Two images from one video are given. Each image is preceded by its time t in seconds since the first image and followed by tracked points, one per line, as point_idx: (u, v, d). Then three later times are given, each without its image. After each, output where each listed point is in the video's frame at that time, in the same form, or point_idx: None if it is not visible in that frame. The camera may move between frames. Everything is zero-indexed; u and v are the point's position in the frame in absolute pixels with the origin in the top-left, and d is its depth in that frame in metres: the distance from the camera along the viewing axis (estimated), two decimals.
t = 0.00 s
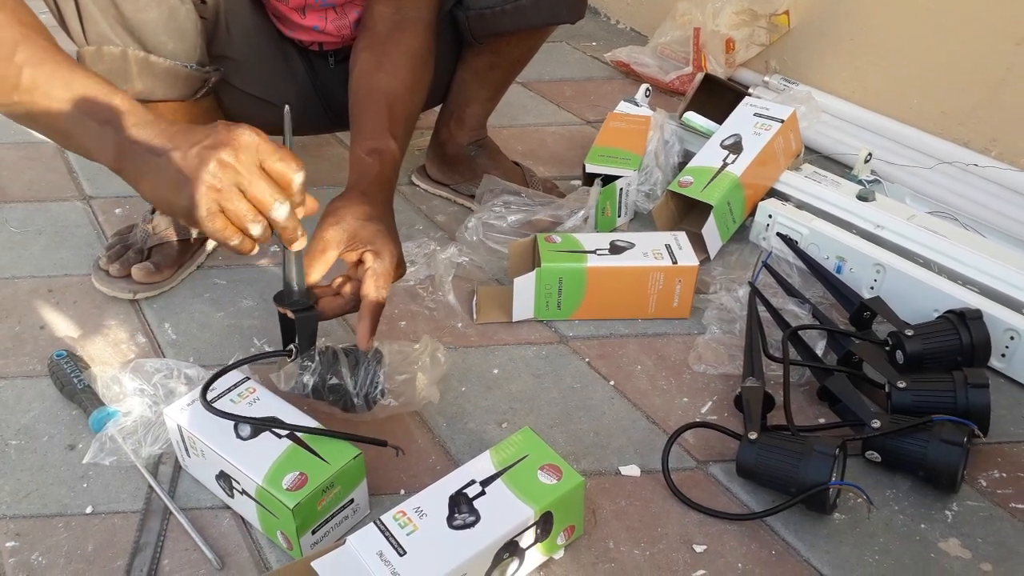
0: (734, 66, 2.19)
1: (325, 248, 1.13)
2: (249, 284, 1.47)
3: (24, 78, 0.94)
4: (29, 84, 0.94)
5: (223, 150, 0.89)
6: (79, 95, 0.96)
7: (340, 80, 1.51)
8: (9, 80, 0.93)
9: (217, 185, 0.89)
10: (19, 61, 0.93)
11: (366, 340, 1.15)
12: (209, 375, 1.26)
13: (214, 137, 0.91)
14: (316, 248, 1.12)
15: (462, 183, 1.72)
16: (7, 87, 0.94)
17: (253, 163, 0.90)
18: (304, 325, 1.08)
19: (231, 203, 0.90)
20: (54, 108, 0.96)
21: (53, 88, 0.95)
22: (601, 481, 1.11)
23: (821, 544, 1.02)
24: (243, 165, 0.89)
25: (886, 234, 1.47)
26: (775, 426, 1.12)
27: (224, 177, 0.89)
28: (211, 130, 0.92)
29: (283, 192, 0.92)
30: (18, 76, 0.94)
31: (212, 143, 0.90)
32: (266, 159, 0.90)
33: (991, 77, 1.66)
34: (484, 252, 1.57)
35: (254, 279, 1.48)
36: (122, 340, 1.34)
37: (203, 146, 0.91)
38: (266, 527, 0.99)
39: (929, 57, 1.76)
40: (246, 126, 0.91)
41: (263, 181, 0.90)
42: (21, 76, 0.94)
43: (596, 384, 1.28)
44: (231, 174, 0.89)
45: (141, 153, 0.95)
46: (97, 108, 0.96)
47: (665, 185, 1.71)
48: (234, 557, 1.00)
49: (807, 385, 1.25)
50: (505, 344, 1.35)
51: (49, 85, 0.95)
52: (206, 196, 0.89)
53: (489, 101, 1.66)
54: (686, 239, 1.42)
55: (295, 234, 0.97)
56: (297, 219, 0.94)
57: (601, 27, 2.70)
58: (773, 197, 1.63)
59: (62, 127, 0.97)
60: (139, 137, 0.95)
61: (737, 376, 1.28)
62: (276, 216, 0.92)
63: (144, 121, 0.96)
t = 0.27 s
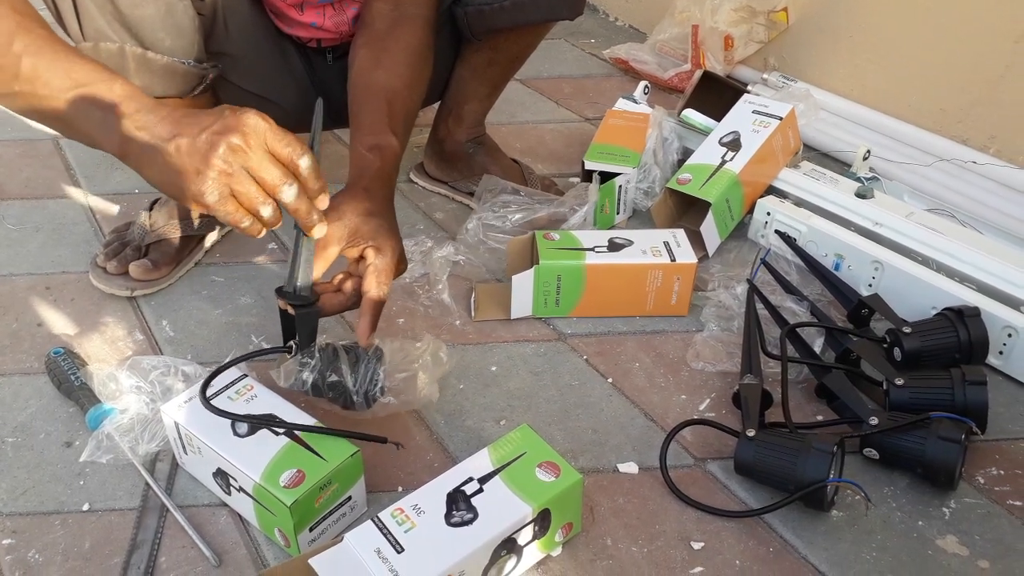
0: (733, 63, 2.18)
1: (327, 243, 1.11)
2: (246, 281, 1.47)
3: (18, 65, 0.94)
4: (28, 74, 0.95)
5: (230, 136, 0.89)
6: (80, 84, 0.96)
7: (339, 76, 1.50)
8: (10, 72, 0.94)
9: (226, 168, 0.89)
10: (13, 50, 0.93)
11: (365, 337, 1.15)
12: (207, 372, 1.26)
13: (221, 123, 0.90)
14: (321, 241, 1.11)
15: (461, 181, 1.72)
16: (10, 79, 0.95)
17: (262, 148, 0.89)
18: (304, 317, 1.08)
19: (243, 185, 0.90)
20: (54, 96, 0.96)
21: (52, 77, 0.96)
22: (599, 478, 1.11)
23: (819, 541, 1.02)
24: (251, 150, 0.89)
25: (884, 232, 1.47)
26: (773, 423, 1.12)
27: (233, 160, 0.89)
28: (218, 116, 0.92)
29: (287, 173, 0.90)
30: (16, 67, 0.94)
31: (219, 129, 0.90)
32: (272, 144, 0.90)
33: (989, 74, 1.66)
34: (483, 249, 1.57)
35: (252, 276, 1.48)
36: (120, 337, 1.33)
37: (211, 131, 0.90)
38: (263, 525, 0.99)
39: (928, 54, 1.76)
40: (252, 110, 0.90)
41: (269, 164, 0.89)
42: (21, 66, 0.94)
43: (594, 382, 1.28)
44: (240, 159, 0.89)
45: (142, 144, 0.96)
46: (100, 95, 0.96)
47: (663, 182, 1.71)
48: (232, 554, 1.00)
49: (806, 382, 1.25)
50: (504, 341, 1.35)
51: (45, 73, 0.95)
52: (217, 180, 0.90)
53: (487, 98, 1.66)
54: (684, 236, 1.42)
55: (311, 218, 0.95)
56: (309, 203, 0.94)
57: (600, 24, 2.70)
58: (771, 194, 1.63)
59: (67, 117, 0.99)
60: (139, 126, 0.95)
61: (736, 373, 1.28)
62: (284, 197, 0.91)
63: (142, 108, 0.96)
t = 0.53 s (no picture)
0: (730, 61, 2.18)
1: (327, 236, 1.11)
2: (242, 277, 1.46)
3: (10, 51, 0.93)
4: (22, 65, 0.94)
5: (239, 133, 0.88)
6: (76, 69, 0.95)
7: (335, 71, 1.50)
8: (4, 58, 0.93)
9: (235, 166, 0.89)
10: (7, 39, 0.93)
11: (362, 330, 1.15)
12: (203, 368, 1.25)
13: (227, 119, 0.89)
14: (316, 235, 1.10)
15: (458, 177, 1.72)
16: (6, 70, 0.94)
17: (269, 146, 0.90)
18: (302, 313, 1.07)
19: (253, 184, 0.90)
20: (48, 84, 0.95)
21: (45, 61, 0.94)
22: (597, 475, 1.11)
23: (815, 537, 1.02)
24: (260, 146, 0.89)
25: (881, 229, 1.47)
26: (770, 420, 1.12)
27: (241, 158, 0.89)
28: (224, 109, 0.90)
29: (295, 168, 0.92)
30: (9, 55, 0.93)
31: (225, 125, 0.89)
32: (280, 138, 0.90)
33: (985, 72, 1.66)
34: (480, 245, 1.57)
35: (248, 272, 1.47)
36: (116, 333, 1.33)
37: (217, 127, 0.89)
38: (259, 521, 0.99)
39: (925, 52, 1.76)
40: (259, 108, 0.89)
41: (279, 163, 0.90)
42: (16, 53, 0.93)
43: (591, 378, 1.27)
44: (248, 158, 0.89)
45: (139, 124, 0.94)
46: (95, 82, 0.95)
47: (661, 179, 1.71)
48: (228, 551, 1.00)
49: (803, 379, 1.25)
50: (501, 338, 1.35)
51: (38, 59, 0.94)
52: (226, 177, 0.90)
53: (484, 94, 1.65)
54: (681, 233, 1.42)
55: (319, 204, 0.98)
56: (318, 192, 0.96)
57: (598, 21, 2.69)
58: (768, 191, 1.63)
59: (64, 106, 0.97)
60: (136, 107, 0.93)
61: (733, 370, 1.28)
62: (295, 191, 0.93)
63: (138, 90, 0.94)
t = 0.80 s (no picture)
0: (730, 58, 2.18)
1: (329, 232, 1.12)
2: (241, 274, 1.46)
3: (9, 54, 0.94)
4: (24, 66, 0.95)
5: (235, 133, 0.87)
6: (68, 66, 0.95)
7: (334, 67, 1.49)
8: None
9: (229, 165, 0.88)
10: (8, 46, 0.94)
11: (361, 327, 1.16)
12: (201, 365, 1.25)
13: (223, 117, 0.88)
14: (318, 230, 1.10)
15: (457, 174, 1.71)
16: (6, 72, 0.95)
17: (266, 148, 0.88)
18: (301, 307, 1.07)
19: (247, 183, 0.89)
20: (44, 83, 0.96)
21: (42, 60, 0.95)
22: (597, 473, 1.11)
23: (816, 536, 1.02)
24: (255, 146, 0.87)
25: (881, 227, 1.47)
26: (770, 418, 1.12)
27: (235, 157, 0.87)
28: (220, 109, 0.89)
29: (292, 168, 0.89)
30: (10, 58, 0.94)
31: (221, 123, 0.88)
32: (276, 138, 0.87)
33: (985, 70, 1.66)
34: (479, 243, 1.56)
35: (247, 269, 1.47)
36: (114, 330, 1.32)
37: (212, 125, 0.88)
38: (259, 518, 0.99)
39: (925, 50, 1.76)
40: (255, 106, 0.87)
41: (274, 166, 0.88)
42: (12, 51, 0.93)
43: (591, 376, 1.27)
44: (244, 157, 0.87)
45: (138, 125, 0.93)
46: (89, 78, 0.95)
47: (660, 176, 1.70)
48: (228, 548, 0.99)
49: (803, 377, 1.25)
50: (501, 336, 1.35)
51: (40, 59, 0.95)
52: (221, 175, 0.89)
53: (484, 90, 1.65)
54: (681, 231, 1.41)
55: (314, 208, 0.94)
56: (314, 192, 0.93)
57: (597, 18, 2.69)
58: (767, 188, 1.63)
59: (62, 103, 0.98)
60: (135, 110, 0.93)
61: (733, 368, 1.28)
62: (289, 192, 0.90)
63: (137, 91, 0.94)
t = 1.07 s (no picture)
0: (729, 56, 2.18)
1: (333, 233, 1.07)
2: (241, 272, 1.46)
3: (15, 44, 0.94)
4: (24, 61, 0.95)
5: (218, 152, 0.88)
6: (64, 56, 0.95)
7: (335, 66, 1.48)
8: None
9: (208, 189, 0.89)
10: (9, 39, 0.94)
11: (361, 322, 1.14)
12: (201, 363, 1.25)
13: (212, 133, 0.89)
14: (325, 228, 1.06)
15: (457, 172, 1.71)
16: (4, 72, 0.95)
17: (247, 144, 0.89)
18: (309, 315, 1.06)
19: (223, 208, 0.90)
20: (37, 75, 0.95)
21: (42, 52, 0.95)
22: (596, 471, 1.11)
23: (814, 534, 1.02)
24: (235, 171, 0.88)
25: (880, 226, 1.47)
26: (769, 416, 1.12)
27: (216, 182, 0.89)
28: (211, 122, 0.90)
29: (262, 191, 0.89)
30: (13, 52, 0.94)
31: (208, 140, 0.89)
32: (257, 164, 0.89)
33: (985, 69, 1.66)
34: (479, 241, 1.56)
35: (246, 267, 1.47)
36: (114, 327, 1.32)
37: (199, 138, 0.89)
38: (258, 516, 0.99)
39: (925, 48, 1.76)
40: (245, 129, 0.89)
41: (255, 163, 0.88)
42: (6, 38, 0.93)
43: (591, 374, 1.27)
44: (221, 179, 0.88)
45: (126, 118, 0.91)
46: (86, 71, 0.94)
47: (659, 175, 1.71)
48: (227, 546, 0.99)
49: (801, 375, 1.25)
50: (500, 334, 1.35)
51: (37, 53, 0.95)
52: (198, 196, 0.90)
53: (483, 88, 1.65)
54: (680, 229, 1.42)
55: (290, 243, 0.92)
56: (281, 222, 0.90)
57: (597, 16, 2.69)
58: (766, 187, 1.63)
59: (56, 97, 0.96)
60: (125, 100, 0.92)
61: (731, 366, 1.28)
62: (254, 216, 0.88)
63: (126, 80, 0.93)
